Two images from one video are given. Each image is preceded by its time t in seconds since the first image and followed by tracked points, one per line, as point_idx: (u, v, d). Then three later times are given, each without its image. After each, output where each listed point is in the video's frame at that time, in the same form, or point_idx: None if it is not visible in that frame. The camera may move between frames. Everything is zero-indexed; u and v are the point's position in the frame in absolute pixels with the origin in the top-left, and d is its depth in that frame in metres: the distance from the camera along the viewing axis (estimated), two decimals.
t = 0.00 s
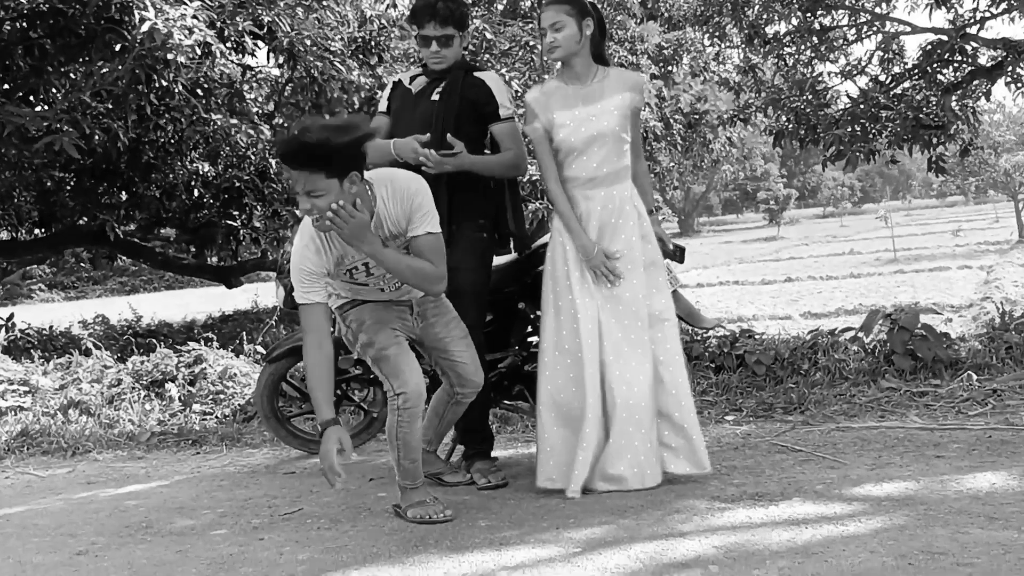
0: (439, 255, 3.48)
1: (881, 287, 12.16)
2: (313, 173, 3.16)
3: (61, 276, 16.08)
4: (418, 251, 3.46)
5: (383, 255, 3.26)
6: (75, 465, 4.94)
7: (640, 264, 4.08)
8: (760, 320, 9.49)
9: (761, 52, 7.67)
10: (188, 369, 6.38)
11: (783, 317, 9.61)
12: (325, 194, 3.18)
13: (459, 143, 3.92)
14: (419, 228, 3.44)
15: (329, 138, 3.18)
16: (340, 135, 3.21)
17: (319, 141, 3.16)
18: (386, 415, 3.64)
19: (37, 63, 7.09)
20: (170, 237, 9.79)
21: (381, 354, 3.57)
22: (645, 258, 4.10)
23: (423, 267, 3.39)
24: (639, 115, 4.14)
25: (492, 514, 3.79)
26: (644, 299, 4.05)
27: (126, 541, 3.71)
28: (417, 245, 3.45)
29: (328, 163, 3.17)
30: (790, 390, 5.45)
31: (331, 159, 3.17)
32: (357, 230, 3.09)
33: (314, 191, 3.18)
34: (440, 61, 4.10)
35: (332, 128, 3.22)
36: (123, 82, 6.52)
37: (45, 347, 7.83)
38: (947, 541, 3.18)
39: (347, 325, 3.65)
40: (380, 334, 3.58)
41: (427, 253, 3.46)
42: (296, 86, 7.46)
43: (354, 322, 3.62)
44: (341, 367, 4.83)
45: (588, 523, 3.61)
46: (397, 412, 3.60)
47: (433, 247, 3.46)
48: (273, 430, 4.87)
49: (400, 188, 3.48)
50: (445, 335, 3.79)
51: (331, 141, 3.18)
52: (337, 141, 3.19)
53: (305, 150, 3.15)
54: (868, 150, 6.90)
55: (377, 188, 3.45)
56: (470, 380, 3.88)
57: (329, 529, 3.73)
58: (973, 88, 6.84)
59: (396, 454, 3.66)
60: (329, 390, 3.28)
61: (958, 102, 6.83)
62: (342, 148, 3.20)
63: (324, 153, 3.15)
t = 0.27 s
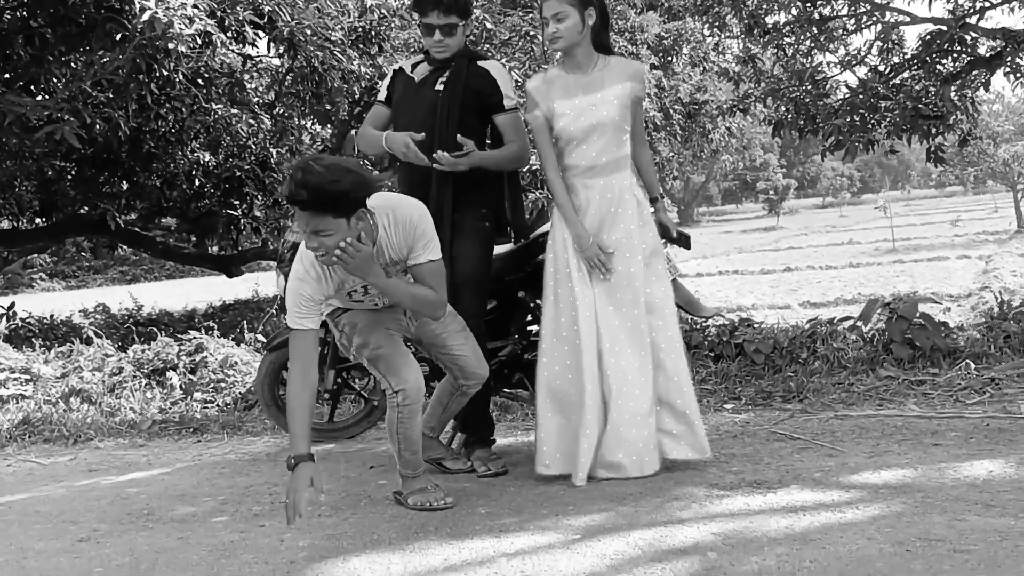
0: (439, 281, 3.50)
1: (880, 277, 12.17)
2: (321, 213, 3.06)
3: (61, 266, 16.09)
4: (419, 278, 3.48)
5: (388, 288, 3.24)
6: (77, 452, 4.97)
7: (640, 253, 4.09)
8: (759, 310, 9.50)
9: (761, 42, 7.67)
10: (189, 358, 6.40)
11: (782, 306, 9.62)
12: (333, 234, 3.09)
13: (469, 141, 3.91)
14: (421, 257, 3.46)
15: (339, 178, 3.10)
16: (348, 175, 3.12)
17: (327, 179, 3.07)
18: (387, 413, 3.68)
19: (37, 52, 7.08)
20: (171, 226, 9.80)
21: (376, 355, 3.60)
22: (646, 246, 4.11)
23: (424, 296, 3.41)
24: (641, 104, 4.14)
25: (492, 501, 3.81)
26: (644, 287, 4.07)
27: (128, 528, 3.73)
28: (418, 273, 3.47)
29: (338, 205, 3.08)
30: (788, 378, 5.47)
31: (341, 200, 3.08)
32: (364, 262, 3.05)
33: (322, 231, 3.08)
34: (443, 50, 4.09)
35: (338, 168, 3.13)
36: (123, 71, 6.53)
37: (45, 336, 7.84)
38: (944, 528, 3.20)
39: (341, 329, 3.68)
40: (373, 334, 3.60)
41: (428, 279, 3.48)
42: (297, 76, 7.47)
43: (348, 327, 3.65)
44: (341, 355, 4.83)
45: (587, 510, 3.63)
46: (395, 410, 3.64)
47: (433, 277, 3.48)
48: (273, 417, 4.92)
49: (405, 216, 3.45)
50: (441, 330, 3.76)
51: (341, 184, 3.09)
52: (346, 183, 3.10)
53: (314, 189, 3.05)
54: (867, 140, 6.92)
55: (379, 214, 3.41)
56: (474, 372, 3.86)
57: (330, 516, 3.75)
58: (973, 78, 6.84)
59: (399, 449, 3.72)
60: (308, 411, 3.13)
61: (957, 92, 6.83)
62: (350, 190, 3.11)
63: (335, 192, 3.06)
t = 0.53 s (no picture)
0: (437, 298, 3.53)
1: (879, 266, 12.18)
2: (327, 249, 3.01)
3: (59, 255, 16.07)
4: (417, 296, 3.51)
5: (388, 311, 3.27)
6: (77, 440, 4.98)
7: (639, 241, 4.10)
8: (758, 299, 9.51)
9: (760, 31, 7.66)
10: (188, 347, 6.42)
11: (780, 296, 9.64)
12: (337, 267, 3.05)
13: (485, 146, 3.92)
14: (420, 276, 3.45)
15: (347, 215, 3.05)
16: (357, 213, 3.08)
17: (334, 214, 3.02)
18: (380, 412, 3.71)
19: (35, 41, 7.05)
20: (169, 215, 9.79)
21: (364, 361, 3.60)
22: (645, 234, 4.13)
23: (423, 315, 3.44)
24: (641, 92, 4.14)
25: (492, 489, 3.84)
26: (644, 275, 4.08)
27: (129, 515, 3.75)
28: (416, 291, 3.49)
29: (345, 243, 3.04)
30: (786, 367, 5.49)
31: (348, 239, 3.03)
32: (366, 289, 3.08)
33: (326, 265, 3.05)
34: (445, 39, 4.06)
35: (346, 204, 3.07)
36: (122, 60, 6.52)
37: (45, 325, 7.84)
38: (941, 514, 3.23)
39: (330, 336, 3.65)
40: (361, 338, 3.57)
41: (427, 297, 3.50)
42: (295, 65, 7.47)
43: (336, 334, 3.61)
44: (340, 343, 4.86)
45: (586, 497, 3.65)
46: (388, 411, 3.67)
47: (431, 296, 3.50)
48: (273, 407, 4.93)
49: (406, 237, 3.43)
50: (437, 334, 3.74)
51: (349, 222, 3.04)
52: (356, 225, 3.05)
53: (322, 221, 2.99)
54: (866, 130, 6.93)
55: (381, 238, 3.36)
56: (471, 368, 3.89)
57: (329, 503, 3.77)
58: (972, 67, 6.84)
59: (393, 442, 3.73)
60: (291, 405, 3.04)
61: (956, 81, 6.83)
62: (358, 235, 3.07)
63: (343, 231, 3.02)
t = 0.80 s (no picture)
0: (433, 312, 3.55)
1: (877, 255, 12.21)
2: (327, 280, 2.97)
3: (58, 244, 16.07)
4: (412, 312, 3.51)
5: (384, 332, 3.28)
6: (79, 429, 5.00)
7: (638, 231, 4.11)
8: (756, 288, 9.54)
9: (759, 20, 7.67)
10: (189, 336, 6.44)
11: (779, 285, 9.67)
12: (337, 294, 3.02)
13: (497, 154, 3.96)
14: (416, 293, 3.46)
15: (345, 245, 3.02)
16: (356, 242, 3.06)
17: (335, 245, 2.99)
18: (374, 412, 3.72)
19: (35, 30, 7.01)
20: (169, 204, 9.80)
21: (355, 369, 3.55)
22: (645, 224, 4.15)
23: (421, 332, 3.48)
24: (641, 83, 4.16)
25: (491, 477, 3.86)
26: (643, 264, 4.11)
27: (132, 502, 3.78)
28: (410, 308, 3.49)
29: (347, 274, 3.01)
30: (785, 356, 5.52)
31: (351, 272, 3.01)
32: (362, 311, 3.09)
33: (326, 294, 3.00)
34: (448, 32, 4.00)
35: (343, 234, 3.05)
36: (122, 50, 6.52)
37: (45, 315, 7.86)
38: (937, 502, 3.26)
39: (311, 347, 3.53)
40: (349, 348, 3.50)
41: (421, 312, 3.51)
42: (295, 54, 7.47)
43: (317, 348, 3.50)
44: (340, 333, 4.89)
45: (585, 485, 3.68)
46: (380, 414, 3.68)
47: (424, 314, 3.52)
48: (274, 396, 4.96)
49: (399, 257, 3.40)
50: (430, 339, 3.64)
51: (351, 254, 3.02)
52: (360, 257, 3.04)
53: (322, 252, 2.95)
54: (865, 120, 6.95)
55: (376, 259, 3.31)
56: (461, 365, 3.83)
57: (330, 491, 3.79)
58: (971, 58, 6.85)
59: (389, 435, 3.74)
60: (279, 408, 2.95)
61: (955, 71, 6.84)
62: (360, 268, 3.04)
63: (342, 262, 2.98)
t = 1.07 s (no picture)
0: (426, 320, 3.48)
1: (879, 243, 12.17)
2: (321, 307, 2.86)
3: (59, 233, 16.06)
4: (404, 322, 3.43)
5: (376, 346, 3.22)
6: (79, 416, 5.00)
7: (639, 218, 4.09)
8: (758, 276, 9.50)
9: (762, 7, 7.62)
10: (190, 323, 6.43)
11: (781, 273, 9.64)
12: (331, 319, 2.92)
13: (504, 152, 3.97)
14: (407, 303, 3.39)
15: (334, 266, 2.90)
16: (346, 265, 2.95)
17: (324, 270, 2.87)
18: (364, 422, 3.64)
19: (33, 17, 6.96)
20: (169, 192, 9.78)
21: (342, 386, 3.44)
22: (646, 211, 4.13)
23: (417, 342, 3.41)
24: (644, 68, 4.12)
25: (492, 464, 3.85)
26: (644, 251, 4.09)
27: (131, 490, 3.77)
28: (403, 318, 3.42)
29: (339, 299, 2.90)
30: (786, 343, 5.50)
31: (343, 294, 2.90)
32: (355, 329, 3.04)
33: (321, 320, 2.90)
34: (449, 20, 3.93)
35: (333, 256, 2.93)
36: (121, 36, 6.49)
37: (45, 303, 7.85)
38: (938, 489, 3.25)
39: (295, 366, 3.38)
40: (335, 364, 3.37)
41: (414, 322, 3.44)
42: (295, 41, 7.44)
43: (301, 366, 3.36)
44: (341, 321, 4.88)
45: (585, 472, 3.68)
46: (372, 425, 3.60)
47: (419, 323, 3.45)
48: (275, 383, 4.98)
49: (388, 267, 3.32)
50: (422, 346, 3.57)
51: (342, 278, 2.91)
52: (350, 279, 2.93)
53: (313, 279, 2.84)
54: (868, 107, 6.91)
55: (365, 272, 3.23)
56: (450, 359, 3.73)
57: (330, 479, 3.79)
58: (974, 44, 6.81)
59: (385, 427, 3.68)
60: (263, 419, 2.96)
61: (958, 58, 6.79)
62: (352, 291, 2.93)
63: (334, 286, 2.87)
